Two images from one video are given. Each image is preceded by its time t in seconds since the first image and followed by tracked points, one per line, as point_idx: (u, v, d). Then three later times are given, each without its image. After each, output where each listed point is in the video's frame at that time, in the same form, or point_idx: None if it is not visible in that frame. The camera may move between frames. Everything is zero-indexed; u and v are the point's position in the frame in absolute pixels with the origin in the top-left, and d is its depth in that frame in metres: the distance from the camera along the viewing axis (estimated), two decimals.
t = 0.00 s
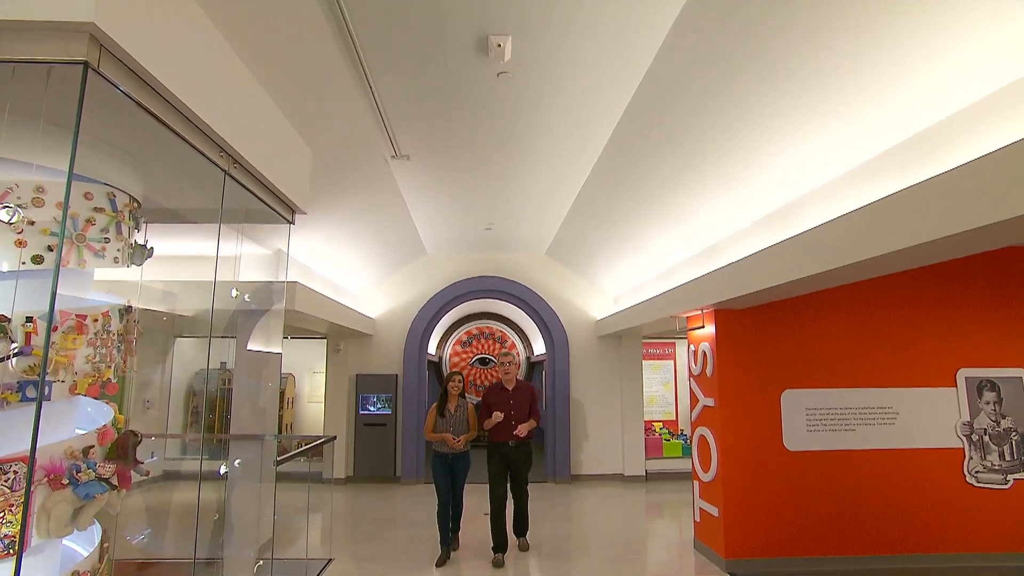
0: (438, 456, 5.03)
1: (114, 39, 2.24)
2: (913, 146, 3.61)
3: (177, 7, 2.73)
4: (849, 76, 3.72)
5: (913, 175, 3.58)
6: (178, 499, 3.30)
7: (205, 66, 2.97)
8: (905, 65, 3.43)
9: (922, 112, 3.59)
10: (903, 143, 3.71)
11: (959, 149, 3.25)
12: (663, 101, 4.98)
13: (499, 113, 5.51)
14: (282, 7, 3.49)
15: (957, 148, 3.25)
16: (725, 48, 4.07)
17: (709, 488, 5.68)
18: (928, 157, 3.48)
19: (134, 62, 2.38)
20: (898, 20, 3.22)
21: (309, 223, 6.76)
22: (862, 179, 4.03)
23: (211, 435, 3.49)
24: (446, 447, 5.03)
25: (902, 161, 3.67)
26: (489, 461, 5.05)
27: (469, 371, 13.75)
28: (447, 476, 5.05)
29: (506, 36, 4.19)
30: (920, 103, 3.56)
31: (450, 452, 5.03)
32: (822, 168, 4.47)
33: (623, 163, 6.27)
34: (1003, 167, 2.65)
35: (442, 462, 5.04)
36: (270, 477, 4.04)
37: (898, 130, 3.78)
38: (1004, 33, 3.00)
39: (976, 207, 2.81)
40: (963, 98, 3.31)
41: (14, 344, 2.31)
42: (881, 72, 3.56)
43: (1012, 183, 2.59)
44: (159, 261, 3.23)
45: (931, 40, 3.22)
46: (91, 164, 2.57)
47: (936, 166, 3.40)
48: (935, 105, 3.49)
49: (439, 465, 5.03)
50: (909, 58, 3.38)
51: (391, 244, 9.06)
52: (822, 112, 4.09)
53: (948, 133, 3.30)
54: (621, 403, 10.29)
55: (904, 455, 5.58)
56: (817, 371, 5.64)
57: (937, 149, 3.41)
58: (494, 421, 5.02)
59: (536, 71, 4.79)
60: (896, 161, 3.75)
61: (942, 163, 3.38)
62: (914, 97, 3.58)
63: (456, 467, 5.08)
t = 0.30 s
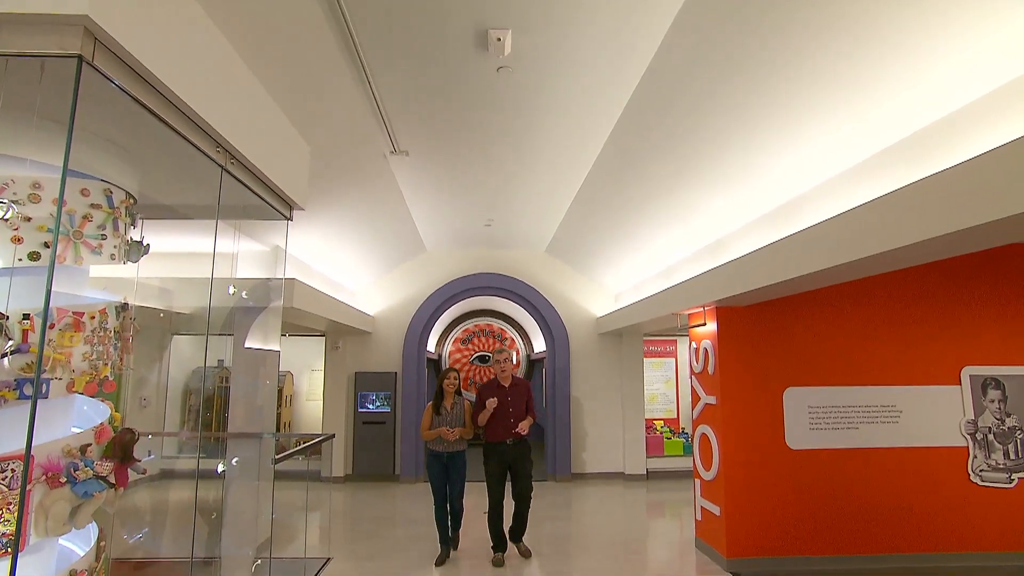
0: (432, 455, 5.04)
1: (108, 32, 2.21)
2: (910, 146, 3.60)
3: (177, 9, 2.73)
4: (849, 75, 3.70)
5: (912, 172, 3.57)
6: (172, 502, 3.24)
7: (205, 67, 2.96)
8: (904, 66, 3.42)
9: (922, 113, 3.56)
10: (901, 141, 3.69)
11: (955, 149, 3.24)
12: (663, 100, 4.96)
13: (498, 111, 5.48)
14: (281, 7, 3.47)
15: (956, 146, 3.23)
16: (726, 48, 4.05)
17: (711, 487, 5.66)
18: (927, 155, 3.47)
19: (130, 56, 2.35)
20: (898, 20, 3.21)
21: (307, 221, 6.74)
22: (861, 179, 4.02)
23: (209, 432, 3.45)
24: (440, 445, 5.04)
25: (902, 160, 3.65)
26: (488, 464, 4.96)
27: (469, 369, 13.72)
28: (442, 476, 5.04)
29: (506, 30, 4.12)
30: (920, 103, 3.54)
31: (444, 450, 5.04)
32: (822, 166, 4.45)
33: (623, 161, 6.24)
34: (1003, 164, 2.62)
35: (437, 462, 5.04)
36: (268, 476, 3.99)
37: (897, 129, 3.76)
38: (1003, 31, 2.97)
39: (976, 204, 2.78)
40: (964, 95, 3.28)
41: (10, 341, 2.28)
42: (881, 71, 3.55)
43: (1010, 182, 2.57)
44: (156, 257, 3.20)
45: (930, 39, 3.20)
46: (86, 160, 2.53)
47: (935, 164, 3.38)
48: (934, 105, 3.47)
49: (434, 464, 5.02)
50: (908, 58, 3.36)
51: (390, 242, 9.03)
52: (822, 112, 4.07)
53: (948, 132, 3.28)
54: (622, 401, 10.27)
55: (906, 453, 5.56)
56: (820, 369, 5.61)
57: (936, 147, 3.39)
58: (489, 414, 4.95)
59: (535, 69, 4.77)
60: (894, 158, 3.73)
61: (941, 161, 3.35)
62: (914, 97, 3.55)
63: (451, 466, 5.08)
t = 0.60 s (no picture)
0: (429, 457, 4.84)
1: (101, 24, 2.16)
2: (911, 144, 3.57)
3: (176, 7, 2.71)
4: (849, 72, 3.68)
5: (911, 170, 3.56)
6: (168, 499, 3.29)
7: (206, 66, 2.95)
8: (905, 64, 3.39)
9: (922, 112, 3.55)
10: (902, 138, 3.67)
11: (956, 149, 3.23)
12: (663, 98, 4.93)
13: (497, 107, 5.45)
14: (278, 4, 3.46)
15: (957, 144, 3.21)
16: (726, 46, 4.03)
17: (713, 485, 5.64)
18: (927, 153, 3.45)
19: (125, 51, 2.31)
20: (899, 18, 3.19)
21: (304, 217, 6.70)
22: (863, 177, 3.99)
23: (206, 430, 3.33)
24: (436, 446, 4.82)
25: (903, 159, 3.62)
26: (489, 466, 4.86)
27: (468, 366, 13.66)
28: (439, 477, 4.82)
29: (506, 23, 4.05)
30: (920, 102, 3.52)
31: (439, 451, 4.81)
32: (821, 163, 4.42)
33: (623, 158, 6.21)
34: (1005, 161, 2.60)
35: (434, 463, 4.85)
36: (266, 474, 3.94)
37: (897, 126, 3.74)
38: (1002, 29, 2.95)
39: (977, 202, 2.76)
40: (963, 91, 3.27)
41: (7, 339, 2.22)
42: (880, 70, 3.52)
43: (1014, 177, 2.54)
44: (152, 254, 3.19)
45: (931, 36, 3.18)
46: (80, 155, 2.49)
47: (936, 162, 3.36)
48: (934, 104, 3.46)
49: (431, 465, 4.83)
50: (908, 56, 3.34)
51: (388, 238, 9.00)
52: (822, 110, 4.05)
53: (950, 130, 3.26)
54: (623, 398, 10.24)
55: (909, 451, 5.54)
56: (822, 366, 5.58)
57: (937, 145, 3.38)
58: (490, 417, 4.82)
59: (535, 66, 4.73)
60: (894, 156, 3.71)
61: (942, 158, 3.33)
62: (915, 96, 3.53)
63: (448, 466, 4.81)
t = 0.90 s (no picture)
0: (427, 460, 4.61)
1: (95, 17, 2.12)
2: (910, 143, 3.56)
3: (176, 6, 2.70)
4: (850, 68, 3.65)
5: (913, 167, 3.53)
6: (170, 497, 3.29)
7: (205, 66, 2.96)
8: (903, 60, 3.39)
9: (924, 111, 3.51)
10: (902, 137, 3.64)
11: (956, 144, 3.22)
12: (663, 95, 4.91)
13: (497, 104, 5.42)
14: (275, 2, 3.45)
15: (958, 139, 3.19)
16: (726, 43, 4.02)
17: (714, 483, 5.61)
18: (927, 150, 3.43)
19: (120, 44, 2.28)
20: (899, 15, 3.17)
21: (301, 214, 6.66)
22: (863, 175, 3.97)
23: (202, 429, 3.40)
24: (432, 448, 4.58)
25: (904, 155, 3.60)
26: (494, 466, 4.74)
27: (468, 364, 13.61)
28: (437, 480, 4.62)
29: (506, 17, 4.00)
30: (921, 102, 3.50)
31: (436, 454, 4.57)
32: (820, 159, 4.38)
33: (624, 155, 6.19)
34: (1009, 156, 2.58)
35: (431, 466, 4.60)
36: (263, 472, 3.88)
37: (897, 124, 3.71)
38: (1003, 26, 2.94)
39: (979, 198, 2.74)
40: (960, 89, 3.25)
41: (4, 336, 2.16)
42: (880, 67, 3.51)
43: (1017, 174, 2.52)
44: (147, 250, 3.09)
45: (930, 33, 3.17)
46: (74, 150, 2.46)
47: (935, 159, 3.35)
48: (934, 104, 3.43)
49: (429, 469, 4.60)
50: (908, 55, 3.32)
51: (386, 235, 8.96)
52: (821, 107, 4.03)
53: (951, 125, 3.24)
54: (623, 395, 10.22)
55: (911, 450, 5.51)
56: (824, 363, 5.55)
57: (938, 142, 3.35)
58: (496, 417, 4.69)
59: (535, 63, 4.71)
60: (894, 153, 3.68)
61: (941, 156, 3.32)
62: (915, 96, 3.51)
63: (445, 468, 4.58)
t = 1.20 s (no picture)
0: (426, 462, 4.55)
1: (89, 9, 2.08)
2: (912, 140, 3.55)
3: (177, 4, 2.69)
4: (851, 61, 3.63)
5: (917, 162, 3.50)
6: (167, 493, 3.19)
7: (206, 67, 2.96)
8: (904, 55, 3.39)
9: (922, 112, 3.53)
10: (901, 135, 3.64)
11: (960, 141, 3.20)
12: (663, 90, 4.90)
13: (497, 99, 5.39)
14: None
15: (959, 137, 3.18)
16: (726, 39, 4.00)
17: (715, 481, 5.59)
18: (929, 148, 3.42)
19: (115, 37, 2.24)
20: (899, 10, 3.17)
21: (299, 210, 6.63)
22: (866, 172, 3.96)
23: (200, 428, 3.33)
24: (432, 449, 4.55)
25: (908, 151, 3.58)
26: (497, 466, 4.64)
27: (468, 361, 13.60)
28: (435, 484, 4.56)
29: (505, 10, 3.95)
30: (922, 103, 3.51)
31: (436, 454, 4.55)
32: (823, 156, 4.39)
33: (624, 151, 6.16)
34: (1014, 151, 2.55)
35: (430, 469, 4.56)
36: (261, 472, 3.71)
37: (897, 122, 3.70)
38: (1004, 23, 2.95)
39: (980, 195, 2.72)
40: (957, 86, 3.28)
41: None
42: (884, 62, 3.50)
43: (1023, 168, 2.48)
44: (142, 247, 3.11)
45: (933, 28, 3.15)
46: (66, 144, 2.41)
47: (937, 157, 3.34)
48: (933, 104, 3.44)
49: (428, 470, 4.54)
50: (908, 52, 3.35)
51: (385, 231, 8.93)
52: (822, 102, 4.03)
53: (952, 123, 3.24)
54: (624, 393, 10.19)
55: (914, 448, 5.48)
56: (826, 360, 5.53)
57: (942, 136, 3.32)
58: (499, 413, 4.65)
59: (534, 58, 4.68)
60: (896, 149, 3.66)
61: (943, 153, 3.30)
62: (917, 96, 3.53)
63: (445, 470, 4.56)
